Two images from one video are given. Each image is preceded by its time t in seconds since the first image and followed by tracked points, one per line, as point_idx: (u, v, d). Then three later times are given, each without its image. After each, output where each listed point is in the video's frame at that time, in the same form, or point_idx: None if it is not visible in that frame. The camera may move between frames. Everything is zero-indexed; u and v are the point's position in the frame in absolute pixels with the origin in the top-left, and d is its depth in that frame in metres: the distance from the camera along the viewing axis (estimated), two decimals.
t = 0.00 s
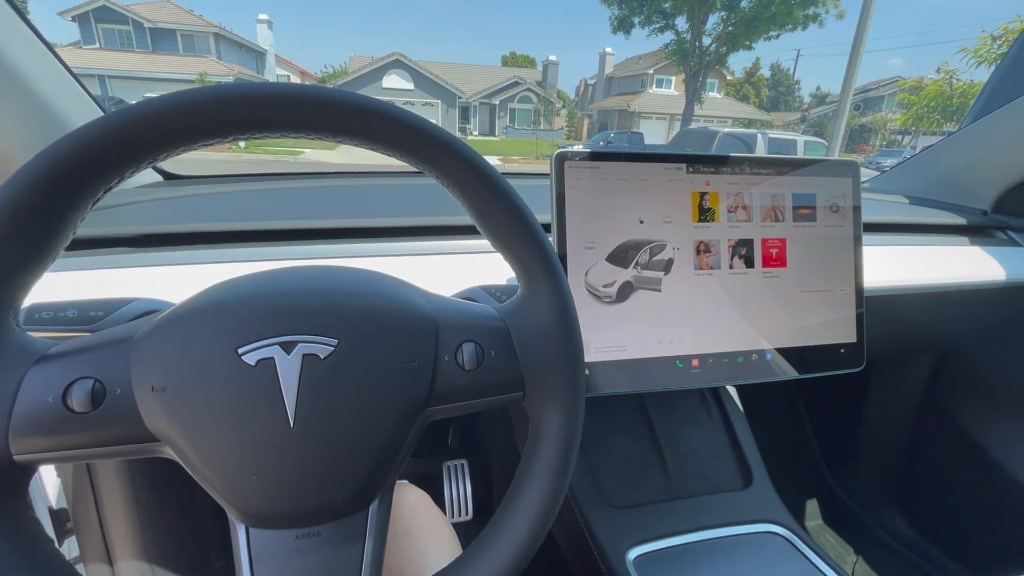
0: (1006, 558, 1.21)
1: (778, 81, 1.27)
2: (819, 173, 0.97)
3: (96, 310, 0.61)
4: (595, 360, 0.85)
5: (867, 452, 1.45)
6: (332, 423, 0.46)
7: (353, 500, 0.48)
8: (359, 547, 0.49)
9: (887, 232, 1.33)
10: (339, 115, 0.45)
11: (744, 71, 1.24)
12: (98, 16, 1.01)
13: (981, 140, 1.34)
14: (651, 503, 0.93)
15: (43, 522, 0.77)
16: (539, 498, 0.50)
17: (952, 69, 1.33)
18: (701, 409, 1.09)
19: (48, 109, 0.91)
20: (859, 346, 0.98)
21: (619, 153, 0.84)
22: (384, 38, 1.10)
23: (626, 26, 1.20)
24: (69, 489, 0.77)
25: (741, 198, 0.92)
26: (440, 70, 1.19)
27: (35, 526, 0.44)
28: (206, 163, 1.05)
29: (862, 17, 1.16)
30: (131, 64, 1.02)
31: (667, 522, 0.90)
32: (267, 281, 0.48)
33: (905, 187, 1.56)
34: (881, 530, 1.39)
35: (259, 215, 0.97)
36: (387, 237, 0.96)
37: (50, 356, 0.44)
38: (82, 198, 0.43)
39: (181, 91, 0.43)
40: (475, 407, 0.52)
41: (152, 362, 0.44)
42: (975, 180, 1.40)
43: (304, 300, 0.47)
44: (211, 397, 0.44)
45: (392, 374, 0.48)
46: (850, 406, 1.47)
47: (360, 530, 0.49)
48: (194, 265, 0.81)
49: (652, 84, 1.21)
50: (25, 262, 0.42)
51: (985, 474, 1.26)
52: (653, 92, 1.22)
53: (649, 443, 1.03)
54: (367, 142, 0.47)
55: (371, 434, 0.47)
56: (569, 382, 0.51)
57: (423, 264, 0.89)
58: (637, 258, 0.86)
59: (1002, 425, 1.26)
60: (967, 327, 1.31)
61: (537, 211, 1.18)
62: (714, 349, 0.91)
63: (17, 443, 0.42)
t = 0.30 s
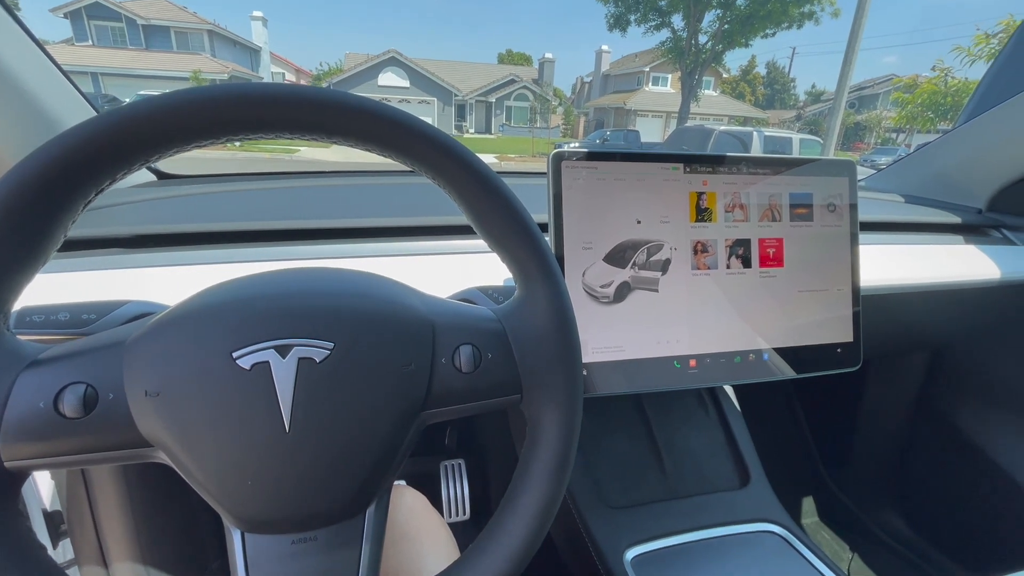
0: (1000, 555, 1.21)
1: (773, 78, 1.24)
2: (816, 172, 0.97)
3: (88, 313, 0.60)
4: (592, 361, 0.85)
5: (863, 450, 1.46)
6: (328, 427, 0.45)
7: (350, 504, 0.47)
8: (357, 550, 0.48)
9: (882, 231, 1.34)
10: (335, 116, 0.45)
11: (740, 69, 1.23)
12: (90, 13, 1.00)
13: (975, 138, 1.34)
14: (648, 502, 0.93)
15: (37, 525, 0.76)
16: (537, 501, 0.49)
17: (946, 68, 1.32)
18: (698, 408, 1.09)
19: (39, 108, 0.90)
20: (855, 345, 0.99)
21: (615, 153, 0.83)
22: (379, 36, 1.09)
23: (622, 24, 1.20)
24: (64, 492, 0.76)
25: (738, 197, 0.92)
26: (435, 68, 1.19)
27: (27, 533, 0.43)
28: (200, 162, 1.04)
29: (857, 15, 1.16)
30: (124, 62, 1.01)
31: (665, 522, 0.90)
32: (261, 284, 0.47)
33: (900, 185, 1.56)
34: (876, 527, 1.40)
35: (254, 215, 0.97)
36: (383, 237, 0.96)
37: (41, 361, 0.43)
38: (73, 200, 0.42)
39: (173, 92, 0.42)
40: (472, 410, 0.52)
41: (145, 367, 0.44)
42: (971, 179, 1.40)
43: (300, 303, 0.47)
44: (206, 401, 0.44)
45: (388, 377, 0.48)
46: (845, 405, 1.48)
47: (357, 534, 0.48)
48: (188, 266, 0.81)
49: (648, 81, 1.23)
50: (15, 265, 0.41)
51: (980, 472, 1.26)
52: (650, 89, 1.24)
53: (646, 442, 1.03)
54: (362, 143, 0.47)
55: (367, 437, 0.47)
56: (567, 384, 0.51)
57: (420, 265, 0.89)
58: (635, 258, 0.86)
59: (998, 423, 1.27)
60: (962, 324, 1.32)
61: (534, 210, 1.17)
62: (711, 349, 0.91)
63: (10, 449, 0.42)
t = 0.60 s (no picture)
0: (989, 550, 1.23)
1: (768, 74, 1.24)
2: (807, 171, 0.97)
3: (73, 315, 0.59)
4: (584, 360, 0.85)
5: (854, 447, 1.47)
6: (315, 431, 0.45)
7: (338, 508, 0.47)
8: (345, 554, 0.48)
9: (874, 229, 1.34)
10: (321, 116, 0.44)
11: (735, 65, 1.23)
12: (80, 8, 0.98)
13: (968, 136, 1.36)
14: (641, 501, 0.93)
15: (26, 528, 0.76)
16: (527, 503, 0.49)
17: (941, 65, 1.32)
18: (690, 407, 1.09)
19: (24, 106, 0.89)
20: (845, 343, 0.99)
21: (607, 153, 0.83)
22: (372, 34, 1.09)
23: (616, 20, 1.17)
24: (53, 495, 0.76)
25: (729, 196, 0.92)
26: (429, 65, 1.18)
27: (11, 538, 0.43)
28: (190, 161, 1.03)
29: (851, 13, 1.16)
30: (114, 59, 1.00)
31: (656, 520, 0.90)
32: (247, 287, 0.47)
33: (893, 182, 1.56)
34: (868, 523, 1.40)
35: (244, 214, 0.96)
36: (374, 236, 0.95)
37: (23, 366, 0.43)
38: (54, 202, 0.42)
39: (156, 93, 0.42)
40: (461, 412, 0.52)
41: (128, 371, 0.43)
42: (963, 176, 1.41)
43: (286, 306, 0.46)
44: (190, 406, 0.43)
45: (376, 380, 0.47)
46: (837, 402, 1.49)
47: (346, 537, 0.48)
48: (177, 267, 0.80)
49: (643, 78, 1.20)
50: None
51: (969, 468, 1.27)
52: (644, 85, 1.22)
53: (638, 440, 1.03)
54: (349, 144, 0.47)
55: (356, 441, 0.47)
56: (556, 386, 0.51)
57: (411, 265, 0.89)
58: (626, 258, 0.86)
59: (990, 418, 1.28)
60: (953, 322, 1.33)
61: (525, 208, 1.17)
62: (702, 348, 0.91)
63: None
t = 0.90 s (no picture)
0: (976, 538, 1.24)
1: (761, 69, 1.26)
2: (798, 162, 0.97)
3: (54, 308, 0.58)
4: (575, 352, 0.84)
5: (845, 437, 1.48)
6: (301, 422, 0.45)
7: (326, 500, 0.47)
8: (333, 546, 0.48)
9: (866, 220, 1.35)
10: (305, 103, 0.43)
11: (729, 60, 1.24)
12: None
13: (958, 128, 1.35)
14: (633, 491, 0.93)
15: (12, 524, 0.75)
16: (517, 493, 0.49)
17: (933, 58, 1.34)
18: (682, 398, 1.09)
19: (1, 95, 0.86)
20: (836, 334, 0.99)
21: (599, 143, 0.83)
22: (364, 27, 1.08)
23: (611, 13, 1.20)
24: (40, 490, 0.75)
25: (721, 187, 0.92)
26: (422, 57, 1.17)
27: None
28: (177, 153, 1.02)
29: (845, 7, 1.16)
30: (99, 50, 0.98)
31: (648, 511, 0.90)
32: (232, 277, 0.46)
33: (885, 174, 1.56)
34: (858, 512, 1.42)
35: (232, 207, 0.95)
36: (364, 229, 0.94)
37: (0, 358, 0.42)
38: (31, 190, 0.41)
39: (134, 78, 0.41)
40: (451, 403, 0.52)
41: (110, 363, 0.43)
42: (954, 168, 1.41)
43: (272, 296, 0.46)
44: (174, 398, 0.43)
45: (364, 370, 0.47)
46: (828, 393, 1.50)
47: (334, 529, 0.48)
48: (162, 260, 0.79)
49: (638, 71, 1.19)
50: None
51: (957, 456, 1.29)
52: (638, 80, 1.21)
53: (631, 432, 1.03)
54: (334, 132, 0.46)
55: (343, 432, 0.46)
56: (546, 376, 0.51)
57: (402, 257, 0.88)
58: (617, 249, 0.86)
59: (978, 408, 1.29)
60: (943, 314, 1.34)
61: (517, 200, 1.16)
62: (694, 339, 0.91)
63: None
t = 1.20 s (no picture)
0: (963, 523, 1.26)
1: (754, 60, 1.25)
2: (790, 151, 0.96)
3: (32, 298, 0.57)
4: (566, 342, 0.84)
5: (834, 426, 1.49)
6: (286, 412, 0.44)
7: (313, 491, 0.46)
8: (321, 538, 0.47)
9: (856, 210, 1.35)
10: (287, 86, 0.42)
11: (722, 51, 1.22)
12: None
13: (947, 119, 1.37)
14: (625, 481, 0.93)
15: None
16: (507, 482, 0.49)
17: (923, 50, 1.31)
18: (674, 387, 1.09)
19: None
20: (827, 323, 0.99)
21: (589, 130, 0.82)
22: (354, 17, 1.06)
23: (604, 4, 1.16)
24: (26, 484, 0.74)
25: (712, 175, 0.91)
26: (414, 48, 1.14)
27: None
28: (160, 143, 1.00)
29: None
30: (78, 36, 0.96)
31: (639, 499, 0.90)
32: (213, 265, 0.45)
33: (878, 164, 1.57)
34: (846, 499, 1.43)
35: (217, 196, 0.93)
36: (353, 219, 0.93)
37: None
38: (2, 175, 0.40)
39: (109, 58, 0.40)
40: (439, 392, 0.51)
41: (87, 353, 0.42)
42: (944, 157, 1.42)
43: (255, 284, 0.45)
44: (154, 388, 0.42)
45: (350, 360, 0.46)
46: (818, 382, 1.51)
47: (322, 520, 0.47)
48: (145, 250, 0.77)
49: (630, 63, 1.17)
50: None
51: (945, 444, 1.30)
52: (632, 71, 1.18)
53: (622, 421, 1.02)
54: (318, 116, 0.45)
55: (330, 423, 0.46)
56: (536, 366, 0.50)
57: (391, 247, 0.87)
58: (608, 238, 0.85)
59: (964, 396, 1.31)
60: (931, 304, 1.35)
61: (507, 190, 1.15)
62: (685, 329, 0.91)
63: None
